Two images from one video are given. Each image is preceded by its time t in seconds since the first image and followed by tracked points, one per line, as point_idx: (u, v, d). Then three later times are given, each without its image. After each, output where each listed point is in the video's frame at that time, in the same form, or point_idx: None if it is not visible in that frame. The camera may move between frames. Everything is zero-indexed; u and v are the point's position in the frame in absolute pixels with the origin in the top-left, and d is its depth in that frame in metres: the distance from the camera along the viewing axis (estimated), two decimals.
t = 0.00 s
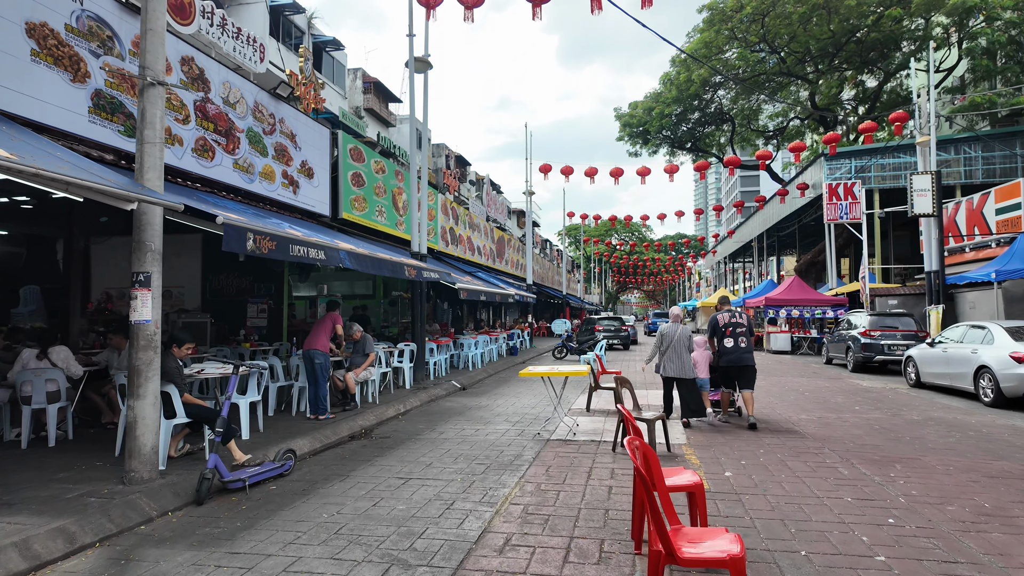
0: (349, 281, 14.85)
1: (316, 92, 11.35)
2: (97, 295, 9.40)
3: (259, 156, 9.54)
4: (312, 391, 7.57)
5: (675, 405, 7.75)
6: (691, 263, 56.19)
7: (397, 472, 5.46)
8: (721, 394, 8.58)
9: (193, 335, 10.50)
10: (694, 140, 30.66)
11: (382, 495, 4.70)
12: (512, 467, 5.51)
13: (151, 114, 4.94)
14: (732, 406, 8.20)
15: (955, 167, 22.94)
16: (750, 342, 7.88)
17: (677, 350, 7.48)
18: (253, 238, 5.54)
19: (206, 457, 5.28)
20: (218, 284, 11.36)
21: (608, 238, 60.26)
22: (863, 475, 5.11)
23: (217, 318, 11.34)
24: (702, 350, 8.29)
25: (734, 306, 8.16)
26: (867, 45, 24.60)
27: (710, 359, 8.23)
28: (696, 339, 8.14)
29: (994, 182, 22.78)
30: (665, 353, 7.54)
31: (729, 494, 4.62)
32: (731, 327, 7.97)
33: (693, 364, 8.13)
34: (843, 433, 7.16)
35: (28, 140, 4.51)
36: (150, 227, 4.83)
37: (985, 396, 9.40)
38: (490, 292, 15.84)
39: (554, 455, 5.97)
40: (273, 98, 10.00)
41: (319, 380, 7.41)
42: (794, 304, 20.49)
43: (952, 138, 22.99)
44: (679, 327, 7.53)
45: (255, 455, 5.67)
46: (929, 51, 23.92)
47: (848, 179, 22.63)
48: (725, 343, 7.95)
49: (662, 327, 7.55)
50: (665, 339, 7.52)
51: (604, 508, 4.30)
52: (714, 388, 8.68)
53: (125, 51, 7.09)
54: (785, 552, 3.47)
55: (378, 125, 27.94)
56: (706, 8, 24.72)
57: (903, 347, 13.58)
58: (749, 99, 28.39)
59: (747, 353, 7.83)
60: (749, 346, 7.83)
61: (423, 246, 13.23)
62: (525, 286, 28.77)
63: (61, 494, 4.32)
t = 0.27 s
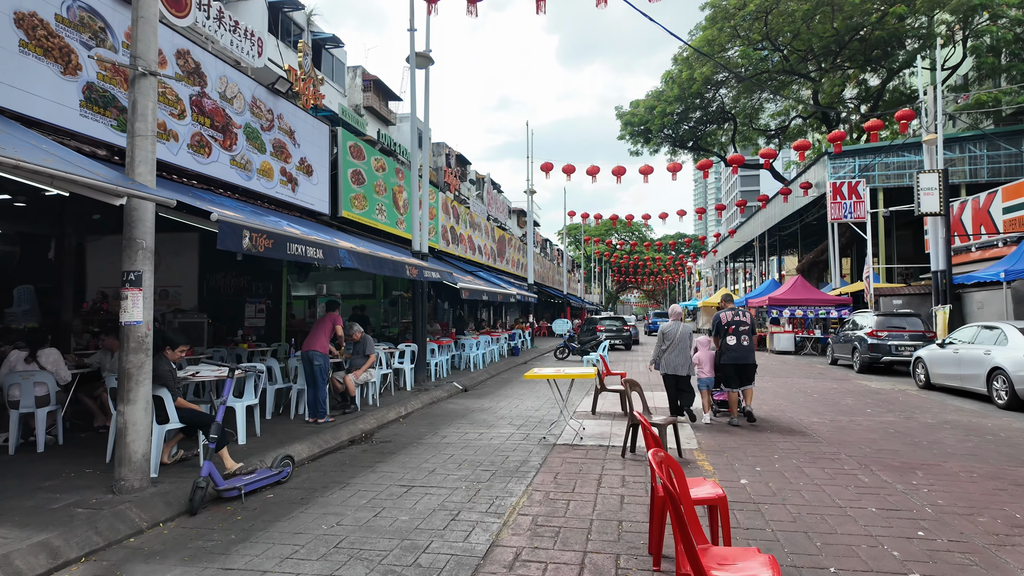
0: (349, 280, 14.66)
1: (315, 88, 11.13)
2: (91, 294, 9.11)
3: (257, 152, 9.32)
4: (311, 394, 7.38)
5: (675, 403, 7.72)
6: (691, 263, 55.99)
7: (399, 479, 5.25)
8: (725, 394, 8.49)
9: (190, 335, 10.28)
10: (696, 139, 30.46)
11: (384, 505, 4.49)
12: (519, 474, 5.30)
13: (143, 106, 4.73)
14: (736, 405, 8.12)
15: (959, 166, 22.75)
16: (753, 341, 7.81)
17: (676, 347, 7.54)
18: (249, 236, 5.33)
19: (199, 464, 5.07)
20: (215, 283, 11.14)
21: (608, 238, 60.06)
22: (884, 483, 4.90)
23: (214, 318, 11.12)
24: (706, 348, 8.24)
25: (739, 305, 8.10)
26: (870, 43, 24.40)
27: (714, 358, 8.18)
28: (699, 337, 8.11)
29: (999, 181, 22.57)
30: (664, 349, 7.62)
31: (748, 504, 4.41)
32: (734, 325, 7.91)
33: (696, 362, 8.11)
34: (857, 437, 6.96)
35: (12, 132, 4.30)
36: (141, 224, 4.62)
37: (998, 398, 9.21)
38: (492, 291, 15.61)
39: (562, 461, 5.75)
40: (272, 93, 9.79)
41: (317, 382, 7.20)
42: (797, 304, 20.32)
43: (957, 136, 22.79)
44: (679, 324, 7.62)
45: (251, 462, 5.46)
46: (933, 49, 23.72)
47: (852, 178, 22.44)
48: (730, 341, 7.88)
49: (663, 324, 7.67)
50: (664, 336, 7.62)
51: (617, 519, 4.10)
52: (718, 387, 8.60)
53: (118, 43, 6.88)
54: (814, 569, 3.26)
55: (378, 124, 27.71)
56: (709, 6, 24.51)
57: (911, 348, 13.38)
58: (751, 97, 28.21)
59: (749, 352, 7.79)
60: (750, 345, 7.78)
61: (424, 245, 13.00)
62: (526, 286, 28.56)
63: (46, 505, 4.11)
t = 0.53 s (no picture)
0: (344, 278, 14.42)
1: (310, 82, 10.90)
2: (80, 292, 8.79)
3: (249, 147, 9.09)
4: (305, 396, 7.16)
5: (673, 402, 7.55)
6: (689, 262, 55.81)
7: (394, 484, 5.03)
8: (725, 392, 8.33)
9: (182, 335, 10.05)
10: (694, 137, 30.27)
11: (378, 512, 4.27)
12: (519, 479, 5.08)
13: (125, 94, 4.51)
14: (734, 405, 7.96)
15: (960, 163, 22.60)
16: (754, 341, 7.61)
17: (675, 345, 7.41)
18: (237, 231, 5.11)
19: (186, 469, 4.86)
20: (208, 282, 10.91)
21: (606, 237, 59.85)
22: (900, 487, 4.70)
23: (207, 317, 10.88)
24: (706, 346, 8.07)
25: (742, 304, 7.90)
26: (870, 40, 24.22)
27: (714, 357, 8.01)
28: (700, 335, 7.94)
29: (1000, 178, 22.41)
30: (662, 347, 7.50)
31: (759, 510, 4.21)
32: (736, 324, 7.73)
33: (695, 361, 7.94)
34: (867, 438, 6.75)
35: None
36: (122, 218, 4.39)
37: (1007, 397, 9.02)
38: (490, 290, 15.39)
39: (563, 465, 5.53)
40: (265, 87, 9.56)
41: (310, 383, 6.97)
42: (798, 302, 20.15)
43: (957, 134, 22.64)
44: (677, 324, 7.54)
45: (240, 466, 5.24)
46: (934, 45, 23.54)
47: (852, 175, 22.27)
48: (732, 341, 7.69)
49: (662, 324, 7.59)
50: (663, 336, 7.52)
51: (623, 527, 3.89)
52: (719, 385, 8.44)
53: (103, 32, 6.65)
54: None
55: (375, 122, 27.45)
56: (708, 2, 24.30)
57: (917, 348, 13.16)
58: (749, 95, 28.04)
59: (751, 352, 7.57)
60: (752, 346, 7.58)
61: (420, 243, 12.78)
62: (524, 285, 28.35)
63: (22, 513, 3.90)
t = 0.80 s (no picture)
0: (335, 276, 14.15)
1: (298, 74, 10.61)
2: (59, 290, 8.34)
3: (235, 141, 8.81)
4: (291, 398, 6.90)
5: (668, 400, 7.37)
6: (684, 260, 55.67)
7: (381, 490, 4.78)
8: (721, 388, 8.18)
9: (167, 334, 9.76)
10: (690, 134, 30.06)
11: (363, 521, 4.03)
12: (512, 484, 4.84)
13: (92, 79, 4.24)
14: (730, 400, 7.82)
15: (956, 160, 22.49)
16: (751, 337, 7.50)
17: (668, 343, 7.22)
18: (214, 224, 4.86)
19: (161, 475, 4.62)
20: (193, 279, 10.62)
21: (601, 235, 59.63)
22: (911, 491, 4.49)
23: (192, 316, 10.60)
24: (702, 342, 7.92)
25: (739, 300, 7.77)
26: (866, 36, 24.05)
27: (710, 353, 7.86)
28: (694, 331, 7.66)
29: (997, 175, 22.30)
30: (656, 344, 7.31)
31: (765, 517, 3.99)
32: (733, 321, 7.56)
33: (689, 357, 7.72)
34: (872, 438, 6.55)
35: None
36: (88, 209, 4.13)
37: (1009, 395, 8.85)
38: (484, 288, 15.16)
39: (558, 469, 5.29)
40: (251, 79, 9.27)
41: (296, 384, 6.72)
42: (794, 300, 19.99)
43: (954, 130, 22.52)
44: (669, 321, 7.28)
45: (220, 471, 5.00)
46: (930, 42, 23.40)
47: (849, 172, 22.12)
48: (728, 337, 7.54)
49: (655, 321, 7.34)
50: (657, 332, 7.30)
51: (623, 537, 3.66)
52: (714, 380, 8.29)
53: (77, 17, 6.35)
54: None
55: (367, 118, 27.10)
56: None
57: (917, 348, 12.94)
58: (745, 92, 27.86)
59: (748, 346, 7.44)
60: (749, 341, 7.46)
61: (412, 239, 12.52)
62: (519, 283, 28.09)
63: None
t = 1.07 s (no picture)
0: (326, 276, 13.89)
1: (288, 69, 10.36)
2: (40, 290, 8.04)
3: (222, 136, 8.55)
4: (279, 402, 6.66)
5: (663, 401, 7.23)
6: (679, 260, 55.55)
7: (371, 500, 4.55)
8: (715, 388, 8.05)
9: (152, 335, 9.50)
10: (686, 133, 29.91)
11: (351, 535, 3.80)
12: (508, 493, 4.62)
13: (62, 66, 4.00)
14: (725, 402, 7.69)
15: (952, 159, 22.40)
16: (747, 338, 7.32)
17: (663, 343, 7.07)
18: (194, 219, 4.62)
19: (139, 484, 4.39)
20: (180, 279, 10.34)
21: (596, 235, 59.47)
22: (925, 500, 4.31)
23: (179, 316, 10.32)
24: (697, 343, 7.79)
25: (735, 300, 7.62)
26: (863, 35, 23.93)
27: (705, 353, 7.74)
28: (689, 331, 7.49)
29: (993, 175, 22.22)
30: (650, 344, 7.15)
31: (775, 529, 3.79)
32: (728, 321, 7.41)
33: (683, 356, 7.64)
34: (878, 442, 6.37)
35: None
36: (57, 204, 3.88)
37: (1013, 397, 8.70)
38: (479, 288, 14.95)
39: (555, 476, 5.07)
40: (239, 73, 9.01)
41: (283, 387, 6.48)
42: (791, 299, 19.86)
43: (950, 130, 22.43)
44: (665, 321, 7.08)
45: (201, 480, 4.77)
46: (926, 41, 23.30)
47: (845, 172, 22.00)
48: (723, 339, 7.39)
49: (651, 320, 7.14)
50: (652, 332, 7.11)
51: (626, 552, 3.44)
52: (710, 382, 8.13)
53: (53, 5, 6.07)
54: None
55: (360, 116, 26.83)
56: None
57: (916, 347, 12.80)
58: (741, 91, 27.71)
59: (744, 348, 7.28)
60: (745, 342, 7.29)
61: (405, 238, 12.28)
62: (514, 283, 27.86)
63: None
